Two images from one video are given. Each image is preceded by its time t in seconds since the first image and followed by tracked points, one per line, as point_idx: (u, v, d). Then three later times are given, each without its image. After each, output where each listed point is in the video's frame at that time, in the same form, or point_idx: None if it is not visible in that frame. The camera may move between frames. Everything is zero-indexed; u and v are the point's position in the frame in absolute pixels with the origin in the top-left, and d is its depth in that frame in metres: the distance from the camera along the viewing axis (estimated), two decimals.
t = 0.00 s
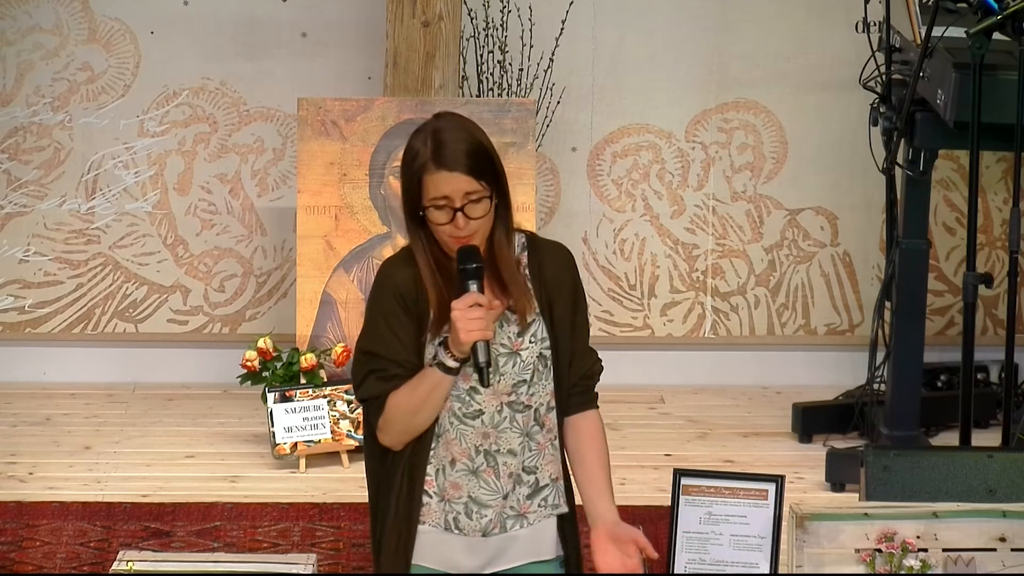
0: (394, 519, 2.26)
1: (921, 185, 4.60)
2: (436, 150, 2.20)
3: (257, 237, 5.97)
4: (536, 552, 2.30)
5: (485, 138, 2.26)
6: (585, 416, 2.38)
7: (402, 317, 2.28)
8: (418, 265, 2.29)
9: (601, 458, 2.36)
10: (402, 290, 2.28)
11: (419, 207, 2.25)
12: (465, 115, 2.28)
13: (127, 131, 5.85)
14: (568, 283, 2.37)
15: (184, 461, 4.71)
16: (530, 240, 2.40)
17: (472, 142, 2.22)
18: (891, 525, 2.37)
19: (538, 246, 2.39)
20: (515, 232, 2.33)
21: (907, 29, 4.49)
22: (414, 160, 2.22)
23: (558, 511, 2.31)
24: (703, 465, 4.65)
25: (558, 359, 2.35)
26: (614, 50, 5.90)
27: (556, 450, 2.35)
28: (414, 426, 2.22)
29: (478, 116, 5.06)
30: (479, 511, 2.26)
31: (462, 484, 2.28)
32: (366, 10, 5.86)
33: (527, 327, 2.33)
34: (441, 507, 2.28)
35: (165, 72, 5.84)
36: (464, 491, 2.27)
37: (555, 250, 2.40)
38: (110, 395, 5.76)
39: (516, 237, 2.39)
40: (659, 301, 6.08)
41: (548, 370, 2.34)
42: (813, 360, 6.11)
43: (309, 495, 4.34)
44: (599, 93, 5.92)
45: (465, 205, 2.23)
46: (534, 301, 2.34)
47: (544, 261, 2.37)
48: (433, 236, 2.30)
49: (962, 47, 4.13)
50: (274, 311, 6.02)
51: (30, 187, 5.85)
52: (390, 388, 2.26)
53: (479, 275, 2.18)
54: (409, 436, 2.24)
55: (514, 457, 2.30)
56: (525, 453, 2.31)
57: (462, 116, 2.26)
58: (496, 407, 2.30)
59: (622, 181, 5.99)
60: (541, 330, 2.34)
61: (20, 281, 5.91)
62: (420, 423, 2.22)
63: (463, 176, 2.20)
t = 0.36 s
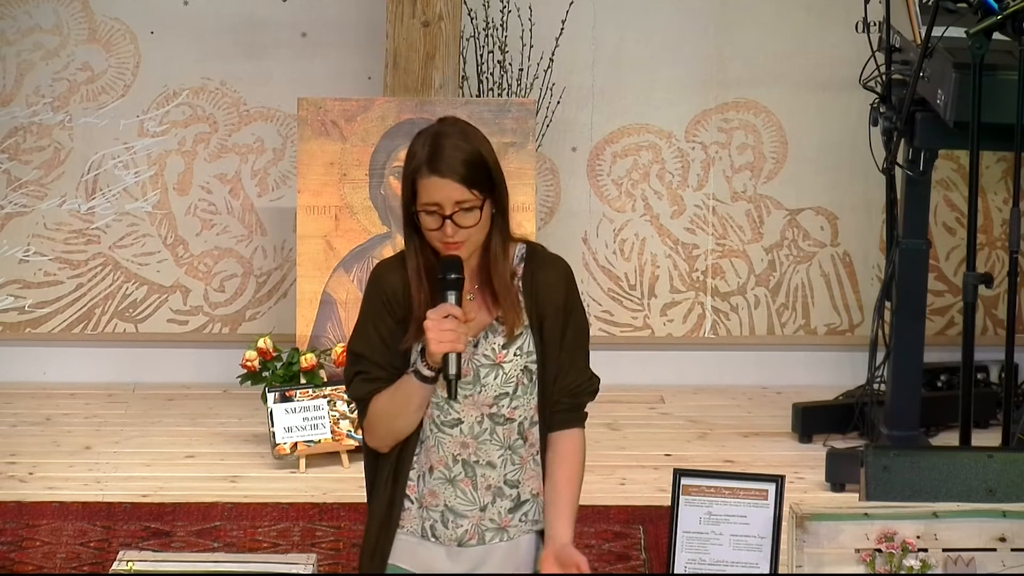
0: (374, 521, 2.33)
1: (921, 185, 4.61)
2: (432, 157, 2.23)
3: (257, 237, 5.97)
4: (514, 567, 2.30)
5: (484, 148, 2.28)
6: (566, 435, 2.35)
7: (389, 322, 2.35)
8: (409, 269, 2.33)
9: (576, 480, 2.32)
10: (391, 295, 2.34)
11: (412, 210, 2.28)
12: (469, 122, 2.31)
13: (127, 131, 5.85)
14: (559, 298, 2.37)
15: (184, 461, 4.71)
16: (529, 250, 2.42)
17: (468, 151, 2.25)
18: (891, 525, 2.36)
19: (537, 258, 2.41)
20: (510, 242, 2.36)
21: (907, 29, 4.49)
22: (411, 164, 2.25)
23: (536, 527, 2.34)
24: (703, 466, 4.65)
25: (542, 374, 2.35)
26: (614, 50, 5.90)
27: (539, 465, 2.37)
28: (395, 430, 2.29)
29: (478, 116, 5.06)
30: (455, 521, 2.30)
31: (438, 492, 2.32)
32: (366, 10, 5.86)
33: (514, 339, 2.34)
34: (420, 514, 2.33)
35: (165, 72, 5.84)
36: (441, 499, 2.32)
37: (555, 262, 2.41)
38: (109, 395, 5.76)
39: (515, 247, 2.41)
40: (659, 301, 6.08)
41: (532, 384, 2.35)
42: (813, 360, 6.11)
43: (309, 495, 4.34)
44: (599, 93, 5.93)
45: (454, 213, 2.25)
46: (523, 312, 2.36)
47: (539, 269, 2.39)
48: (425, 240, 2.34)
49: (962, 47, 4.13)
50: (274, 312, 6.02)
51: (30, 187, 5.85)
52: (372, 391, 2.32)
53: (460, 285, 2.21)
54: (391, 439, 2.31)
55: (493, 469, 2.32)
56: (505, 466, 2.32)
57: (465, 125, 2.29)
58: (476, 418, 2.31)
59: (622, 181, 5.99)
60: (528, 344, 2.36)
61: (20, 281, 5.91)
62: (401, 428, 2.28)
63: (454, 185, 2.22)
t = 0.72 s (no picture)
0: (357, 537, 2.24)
1: (921, 185, 4.61)
2: (421, 164, 2.19)
3: (257, 237, 5.97)
4: None
5: (476, 158, 2.23)
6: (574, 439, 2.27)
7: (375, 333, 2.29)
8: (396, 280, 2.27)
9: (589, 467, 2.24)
10: (378, 305, 2.28)
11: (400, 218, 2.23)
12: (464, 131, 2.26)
13: (127, 131, 5.85)
14: (555, 316, 2.29)
15: (184, 461, 4.71)
16: (523, 267, 2.35)
17: (458, 160, 2.20)
18: (891, 525, 2.36)
19: (532, 276, 2.33)
20: (503, 256, 2.30)
21: (907, 29, 4.49)
22: (400, 170, 2.21)
23: (525, 546, 2.25)
24: (703, 466, 4.65)
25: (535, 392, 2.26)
26: (614, 50, 5.90)
27: (531, 485, 2.27)
28: (378, 442, 2.21)
29: (478, 116, 5.05)
30: (442, 538, 2.21)
31: (425, 508, 2.22)
32: (366, 10, 5.86)
33: (506, 355, 2.26)
34: (406, 531, 2.23)
35: (165, 72, 5.84)
36: (428, 515, 2.22)
37: (550, 280, 2.34)
38: (109, 395, 5.76)
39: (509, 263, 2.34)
40: (659, 301, 6.08)
41: (524, 402, 2.26)
42: (813, 360, 6.11)
43: (309, 495, 4.34)
44: (599, 93, 5.93)
45: (441, 221, 2.19)
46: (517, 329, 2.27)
47: (533, 287, 2.31)
48: (412, 247, 2.27)
49: (962, 47, 4.13)
50: (274, 312, 6.02)
51: (30, 187, 5.85)
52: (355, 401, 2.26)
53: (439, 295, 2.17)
54: (373, 452, 2.23)
55: (482, 486, 2.22)
56: (494, 485, 2.23)
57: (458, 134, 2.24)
58: (464, 433, 2.23)
59: (622, 181, 5.99)
60: (520, 361, 2.27)
61: (20, 281, 5.91)
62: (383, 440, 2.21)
63: (441, 192, 2.17)
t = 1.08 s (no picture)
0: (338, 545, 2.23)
1: (921, 186, 4.61)
2: (400, 164, 2.21)
3: (257, 237, 5.97)
4: None
5: (457, 160, 2.25)
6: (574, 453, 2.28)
7: (354, 339, 2.29)
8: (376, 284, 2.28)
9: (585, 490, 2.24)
10: (358, 311, 2.29)
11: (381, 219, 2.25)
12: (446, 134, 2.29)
13: (127, 131, 5.85)
14: (543, 325, 2.29)
15: (184, 461, 4.71)
16: (507, 276, 2.35)
17: (437, 160, 2.22)
18: (891, 525, 2.36)
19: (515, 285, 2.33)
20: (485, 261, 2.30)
21: (907, 29, 4.49)
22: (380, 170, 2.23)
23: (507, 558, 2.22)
24: (703, 466, 4.66)
25: (518, 400, 2.24)
26: (614, 51, 5.90)
27: (513, 497, 2.23)
28: (355, 448, 2.20)
29: (478, 116, 5.04)
30: (420, 546, 2.18)
31: (402, 516, 2.19)
32: (366, 10, 5.86)
33: (487, 362, 2.24)
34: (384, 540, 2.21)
35: (166, 72, 5.84)
36: (405, 523, 2.19)
37: (535, 291, 2.33)
38: (110, 395, 5.76)
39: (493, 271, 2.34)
40: (659, 301, 6.07)
41: (505, 412, 2.24)
42: (813, 360, 6.11)
43: (309, 495, 4.34)
44: (599, 93, 5.93)
45: (419, 220, 2.21)
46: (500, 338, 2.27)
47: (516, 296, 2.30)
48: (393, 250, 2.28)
49: (962, 47, 4.13)
50: (274, 312, 6.01)
51: (30, 187, 5.85)
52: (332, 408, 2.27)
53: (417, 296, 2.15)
54: (351, 460, 2.22)
55: (461, 495, 2.20)
56: (473, 494, 2.20)
57: (439, 136, 2.26)
58: (444, 441, 2.21)
59: (622, 181, 5.99)
60: (502, 370, 2.25)
61: (20, 281, 5.91)
62: (360, 447, 2.20)
63: (418, 191, 2.19)
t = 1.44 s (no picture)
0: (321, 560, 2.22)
1: (921, 186, 4.61)
2: (390, 174, 2.16)
3: (257, 237, 5.97)
4: None
5: (450, 172, 2.19)
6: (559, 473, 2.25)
7: (338, 353, 2.25)
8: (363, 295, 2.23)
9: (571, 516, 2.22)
10: (345, 325, 2.25)
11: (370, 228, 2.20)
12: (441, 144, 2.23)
13: (127, 131, 5.85)
14: (535, 339, 2.25)
15: (184, 461, 4.71)
16: (499, 292, 2.30)
17: (428, 171, 2.16)
18: (891, 525, 2.34)
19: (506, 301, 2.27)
20: (475, 275, 2.24)
21: (907, 29, 4.49)
22: (371, 180, 2.18)
23: None
24: (703, 466, 4.66)
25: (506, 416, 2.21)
26: (614, 51, 5.90)
27: (496, 514, 2.19)
28: (338, 461, 2.17)
29: (478, 116, 5.04)
30: (397, 561, 2.14)
31: (381, 530, 2.15)
32: (366, 10, 5.86)
33: (474, 376, 2.19)
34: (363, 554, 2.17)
35: (166, 72, 5.84)
36: (383, 537, 2.15)
37: (526, 307, 2.28)
38: (109, 395, 5.76)
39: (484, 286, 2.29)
40: (659, 301, 6.07)
41: (491, 426, 2.20)
42: (813, 360, 6.11)
43: (308, 495, 4.34)
44: (599, 93, 5.93)
45: (408, 231, 2.15)
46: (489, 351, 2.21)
47: (508, 311, 2.25)
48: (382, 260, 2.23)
49: (962, 47, 4.13)
50: (274, 312, 6.01)
51: (30, 187, 5.85)
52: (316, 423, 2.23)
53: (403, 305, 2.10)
54: (335, 475, 2.19)
55: (441, 510, 2.16)
56: (455, 509, 2.16)
57: (433, 147, 2.21)
58: (426, 454, 2.16)
59: (622, 181, 5.98)
60: (489, 385, 2.20)
61: (20, 281, 5.91)
62: (343, 461, 2.17)
63: (407, 201, 2.14)
